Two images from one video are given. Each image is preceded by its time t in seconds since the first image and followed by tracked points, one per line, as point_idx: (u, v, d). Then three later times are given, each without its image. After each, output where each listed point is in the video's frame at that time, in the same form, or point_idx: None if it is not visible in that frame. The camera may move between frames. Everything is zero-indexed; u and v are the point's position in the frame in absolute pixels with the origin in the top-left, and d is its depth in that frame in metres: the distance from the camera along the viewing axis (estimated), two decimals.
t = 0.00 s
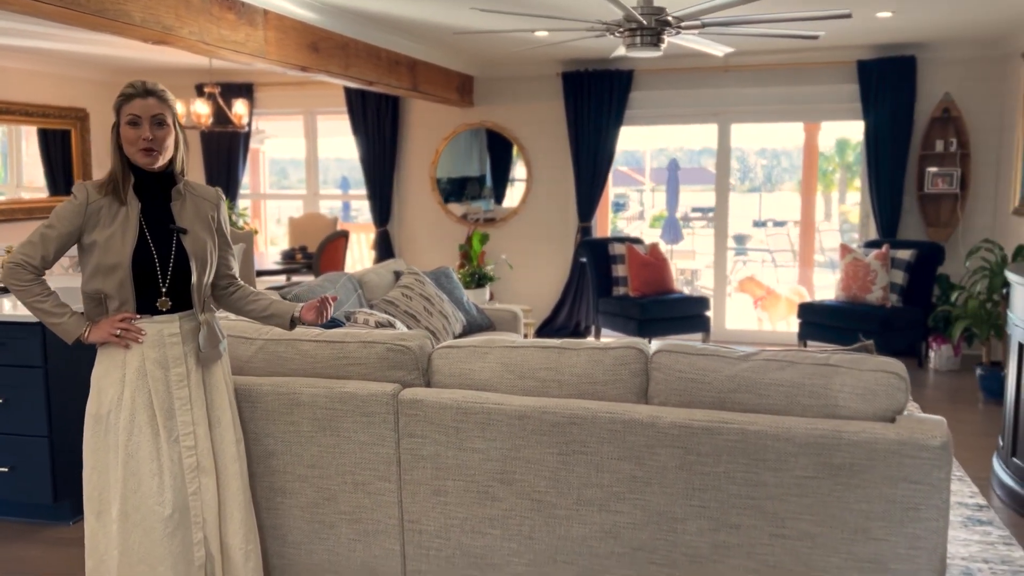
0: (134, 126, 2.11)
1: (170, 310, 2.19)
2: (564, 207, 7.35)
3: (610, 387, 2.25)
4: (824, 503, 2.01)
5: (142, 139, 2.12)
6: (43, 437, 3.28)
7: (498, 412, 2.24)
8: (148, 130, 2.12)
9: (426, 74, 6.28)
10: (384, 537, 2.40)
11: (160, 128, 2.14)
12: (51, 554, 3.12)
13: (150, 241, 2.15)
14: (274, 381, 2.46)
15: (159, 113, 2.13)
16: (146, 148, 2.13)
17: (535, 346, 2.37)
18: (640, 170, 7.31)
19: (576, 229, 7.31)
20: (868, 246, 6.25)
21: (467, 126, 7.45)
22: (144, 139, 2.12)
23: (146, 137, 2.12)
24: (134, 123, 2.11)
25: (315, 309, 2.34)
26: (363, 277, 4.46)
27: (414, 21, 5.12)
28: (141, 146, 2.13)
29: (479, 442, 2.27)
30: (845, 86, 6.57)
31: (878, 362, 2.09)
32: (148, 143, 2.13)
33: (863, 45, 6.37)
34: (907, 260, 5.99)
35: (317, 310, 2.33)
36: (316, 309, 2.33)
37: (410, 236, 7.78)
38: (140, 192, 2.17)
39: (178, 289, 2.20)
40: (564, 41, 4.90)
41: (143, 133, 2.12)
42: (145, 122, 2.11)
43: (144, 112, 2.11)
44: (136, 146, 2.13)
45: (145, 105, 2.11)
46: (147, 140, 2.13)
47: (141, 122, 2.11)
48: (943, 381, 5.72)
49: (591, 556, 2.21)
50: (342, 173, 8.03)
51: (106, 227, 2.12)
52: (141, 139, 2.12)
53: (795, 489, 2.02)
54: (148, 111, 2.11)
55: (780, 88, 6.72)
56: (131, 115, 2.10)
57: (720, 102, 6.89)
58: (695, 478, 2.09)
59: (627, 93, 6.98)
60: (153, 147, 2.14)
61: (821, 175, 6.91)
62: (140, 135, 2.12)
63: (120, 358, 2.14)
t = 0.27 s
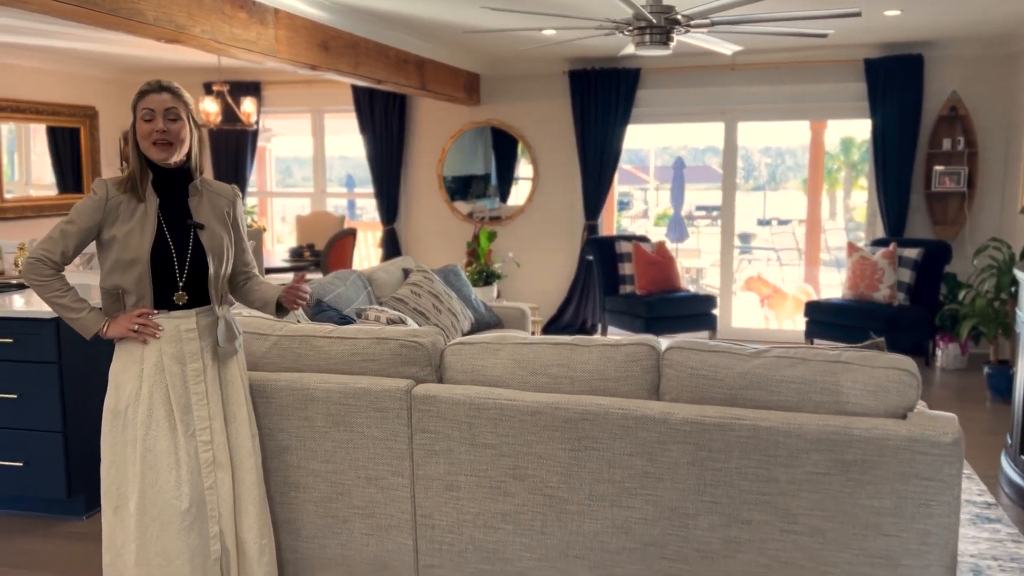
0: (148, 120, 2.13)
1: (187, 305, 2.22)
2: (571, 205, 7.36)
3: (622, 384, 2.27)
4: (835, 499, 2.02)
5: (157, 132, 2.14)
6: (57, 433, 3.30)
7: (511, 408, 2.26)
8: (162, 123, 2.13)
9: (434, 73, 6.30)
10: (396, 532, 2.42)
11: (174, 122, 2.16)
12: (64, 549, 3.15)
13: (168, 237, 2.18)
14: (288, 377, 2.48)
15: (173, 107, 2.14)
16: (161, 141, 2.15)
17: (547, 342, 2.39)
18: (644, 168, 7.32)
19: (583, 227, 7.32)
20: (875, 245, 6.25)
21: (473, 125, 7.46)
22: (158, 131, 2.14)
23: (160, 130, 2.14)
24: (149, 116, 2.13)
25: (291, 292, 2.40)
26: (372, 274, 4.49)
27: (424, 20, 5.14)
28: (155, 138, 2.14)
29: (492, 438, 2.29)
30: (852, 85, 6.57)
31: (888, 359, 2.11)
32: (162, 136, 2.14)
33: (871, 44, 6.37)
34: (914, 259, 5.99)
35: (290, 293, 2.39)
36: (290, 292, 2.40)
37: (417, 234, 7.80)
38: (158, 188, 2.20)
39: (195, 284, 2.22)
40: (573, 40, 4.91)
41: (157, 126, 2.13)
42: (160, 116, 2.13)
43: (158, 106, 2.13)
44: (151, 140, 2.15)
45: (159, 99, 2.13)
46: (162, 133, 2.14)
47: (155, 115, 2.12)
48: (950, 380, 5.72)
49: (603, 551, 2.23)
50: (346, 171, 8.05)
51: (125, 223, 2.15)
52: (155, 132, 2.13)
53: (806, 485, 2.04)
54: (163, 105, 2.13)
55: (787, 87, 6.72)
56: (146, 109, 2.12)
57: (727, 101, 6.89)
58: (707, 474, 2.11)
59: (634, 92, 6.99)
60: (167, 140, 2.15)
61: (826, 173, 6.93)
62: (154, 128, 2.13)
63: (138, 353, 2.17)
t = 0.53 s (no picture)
0: (177, 116, 2.15)
1: (212, 300, 2.23)
2: (586, 204, 7.36)
3: (642, 382, 2.28)
4: (854, 498, 2.03)
5: (185, 128, 2.16)
6: (80, 429, 3.35)
7: (530, 405, 2.27)
8: (190, 119, 2.16)
9: (449, 72, 6.31)
10: (416, 527, 2.44)
11: (202, 118, 2.18)
12: (87, 543, 3.19)
13: (193, 232, 2.21)
14: (309, 374, 2.50)
15: (201, 104, 2.17)
16: (189, 137, 2.17)
17: (566, 340, 2.40)
18: (657, 167, 7.31)
19: (598, 226, 7.32)
20: (892, 244, 6.22)
21: (488, 123, 7.48)
22: (186, 127, 2.16)
23: (188, 126, 2.16)
24: (177, 113, 2.15)
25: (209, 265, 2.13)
26: (389, 272, 4.51)
27: (440, 19, 5.15)
28: (183, 134, 2.17)
29: (511, 435, 2.30)
30: (869, 83, 6.54)
31: (909, 358, 2.11)
32: (190, 132, 2.17)
33: (888, 42, 6.34)
34: (932, 258, 5.96)
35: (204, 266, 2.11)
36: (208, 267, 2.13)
37: (433, 232, 7.82)
38: (184, 184, 2.23)
39: (220, 280, 2.25)
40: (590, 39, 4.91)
41: (186, 122, 2.15)
42: (188, 112, 2.15)
43: (187, 103, 2.15)
44: (179, 136, 2.17)
45: (187, 96, 2.15)
46: (190, 129, 2.17)
47: (183, 112, 2.15)
48: (968, 379, 5.69)
49: (622, 548, 2.24)
50: (361, 169, 8.09)
51: (151, 219, 2.17)
52: (183, 128, 2.16)
53: (826, 483, 2.04)
54: (191, 102, 2.16)
55: (804, 85, 6.69)
56: (174, 105, 2.15)
57: (743, 99, 6.88)
58: (726, 472, 2.12)
59: (650, 90, 6.98)
60: (195, 136, 2.18)
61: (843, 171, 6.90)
62: (183, 124, 2.16)
63: (163, 349, 2.19)
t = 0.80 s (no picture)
0: (208, 114, 2.18)
1: (240, 297, 2.26)
2: (609, 202, 7.35)
3: (667, 380, 2.28)
4: (882, 499, 2.01)
5: (217, 125, 2.18)
6: (110, 424, 3.40)
7: (555, 404, 2.28)
8: (221, 116, 2.18)
9: (473, 70, 6.32)
10: (442, 524, 2.45)
11: (233, 116, 2.21)
12: (117, 537, 3.23)
13: (222, 230, 2.24)
14: (337, 371, 2.53)
15: (232, 102, 2.20)
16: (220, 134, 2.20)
17: (592, 339, 2.40)
18: (680, 165, 7.28)
19: (620, 224, 7.30)
20: (919, 242, 6.15)
21: (510, 122, 7.49)
22: (218, 125, 2.18)
23: (219, 123, 2.18)
24: (209, 111, 2.17)
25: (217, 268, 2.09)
26: (413, 270, 4.53)
27: (464, 18, 5.17)
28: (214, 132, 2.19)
29: (537, 433, 2.31)
30: (896, 80, 6.47)
31: (938, 358, 2.09)
32: (221, 129, 2.19)
33: (916, 38, 6.27)
34: (960, 257, 5.88)
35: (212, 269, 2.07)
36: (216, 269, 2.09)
37: (455, 230, 7.83)
38: (213, 182, 2.25)
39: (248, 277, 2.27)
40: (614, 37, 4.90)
41: (217, 120, 2.18)
42: (219, 110, 2.18)
43: (218, 101, 2.18)
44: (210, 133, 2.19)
45: (218, 95, 2.18)
46: (221, 126, 2.19)
47: (215, 109, 2.17)
48: (997, 380, 5.62)
49: (647, 547, 2.24)
50: (383, 168, 8.14)
51: (181, 217, 2.20)
52: (215, 125, 2.18)
53: (854, 484, 2.03)
54: (222, 100, 2.18)
55: (830, 82, 6.63)
56: (206, 104, 2.17)
57: (768, 96, 6.83)
58: (753, 472, 2.11)
59: (673, 88, 6.95)
60: (226, 133, 2.20)
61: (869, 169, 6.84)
62: (214, 122, 2.18)
63: (193, 345, 2.22)
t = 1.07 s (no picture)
0: (242, 111, 2.20)
1: (274, 293, 2.29)
2: (638, 200, 7.31)
3: (700, 379, 2.27)
4: (919, 500, 1.99)
5: (250, 122, 2.21)
6: (146, 418, 3.46)
7: (586, 402, 2.28)
8: (254, 113, 2.20)
9: (503, 68, 6.33)
10: (473, 520, 2.46)
11: (265, 113, 2.22)
12: (154, 530, 3.29)
13: (256, 227, 2.26)
14: (369, 367, 2.55)
15: (265, 99, 2.22)
16: (253, 130, 2.22)
17: (624, 337, 2.40)
18: (710, 163, 7.24)
19: (651, 222, 7.27)
20: (956, 241, 6.05)
21: (540, 120, 7.49)
22: (251, 121, 2.20)
23: (252, 120, 2.20)
24: (242, 108, 2.20)
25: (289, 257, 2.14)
26: (443, 268, 4.55)
27: (495, 16, 5.17)
28: (248, 128, 2.21)
29: (568, 431, 2.31)
30: (933, 76, 6.36)
31: (978, 358, 2.06)
32: (254, 125, 2.21)
33: (953, 34, 6.16)
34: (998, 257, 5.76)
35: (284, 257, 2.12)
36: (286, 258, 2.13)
37: (484, 228, 7.85)
38: (246, 180, 2.28)
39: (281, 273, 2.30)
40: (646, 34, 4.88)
41: (250, 116, 2.20)
42: (252, 107, 2.20)
43: (252, 98, 2.20)
44: (244, 130, 2.21)
45: (252, 92, 2.20)
46: (255, 123, 2.21)
47: (248, 106, 2.20)
48: None
49: (679, 546, 2.23)
50: (412, 167, 8.18)
51: (215, 216, 2.23)
52: (248, 122, 2.20)
53: (890, 485, 2.01)
54: (255, 97, 2.20)
55: (864, 79, 6.53)
56: (240, 101, 2.20)
57: (800, 93, 6.75)
58: (787, 471, 2.09)
59: (705, 85, 6.90)
60: (259, 130, 2.22)
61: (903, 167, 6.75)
62: (247, 118, 2.20)
63: (229, 341, 2.25)
